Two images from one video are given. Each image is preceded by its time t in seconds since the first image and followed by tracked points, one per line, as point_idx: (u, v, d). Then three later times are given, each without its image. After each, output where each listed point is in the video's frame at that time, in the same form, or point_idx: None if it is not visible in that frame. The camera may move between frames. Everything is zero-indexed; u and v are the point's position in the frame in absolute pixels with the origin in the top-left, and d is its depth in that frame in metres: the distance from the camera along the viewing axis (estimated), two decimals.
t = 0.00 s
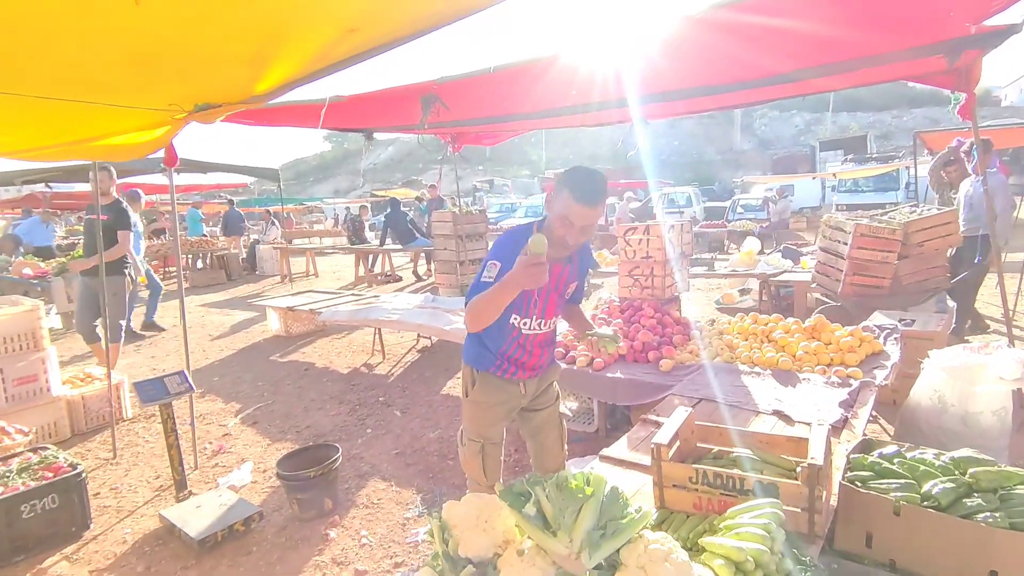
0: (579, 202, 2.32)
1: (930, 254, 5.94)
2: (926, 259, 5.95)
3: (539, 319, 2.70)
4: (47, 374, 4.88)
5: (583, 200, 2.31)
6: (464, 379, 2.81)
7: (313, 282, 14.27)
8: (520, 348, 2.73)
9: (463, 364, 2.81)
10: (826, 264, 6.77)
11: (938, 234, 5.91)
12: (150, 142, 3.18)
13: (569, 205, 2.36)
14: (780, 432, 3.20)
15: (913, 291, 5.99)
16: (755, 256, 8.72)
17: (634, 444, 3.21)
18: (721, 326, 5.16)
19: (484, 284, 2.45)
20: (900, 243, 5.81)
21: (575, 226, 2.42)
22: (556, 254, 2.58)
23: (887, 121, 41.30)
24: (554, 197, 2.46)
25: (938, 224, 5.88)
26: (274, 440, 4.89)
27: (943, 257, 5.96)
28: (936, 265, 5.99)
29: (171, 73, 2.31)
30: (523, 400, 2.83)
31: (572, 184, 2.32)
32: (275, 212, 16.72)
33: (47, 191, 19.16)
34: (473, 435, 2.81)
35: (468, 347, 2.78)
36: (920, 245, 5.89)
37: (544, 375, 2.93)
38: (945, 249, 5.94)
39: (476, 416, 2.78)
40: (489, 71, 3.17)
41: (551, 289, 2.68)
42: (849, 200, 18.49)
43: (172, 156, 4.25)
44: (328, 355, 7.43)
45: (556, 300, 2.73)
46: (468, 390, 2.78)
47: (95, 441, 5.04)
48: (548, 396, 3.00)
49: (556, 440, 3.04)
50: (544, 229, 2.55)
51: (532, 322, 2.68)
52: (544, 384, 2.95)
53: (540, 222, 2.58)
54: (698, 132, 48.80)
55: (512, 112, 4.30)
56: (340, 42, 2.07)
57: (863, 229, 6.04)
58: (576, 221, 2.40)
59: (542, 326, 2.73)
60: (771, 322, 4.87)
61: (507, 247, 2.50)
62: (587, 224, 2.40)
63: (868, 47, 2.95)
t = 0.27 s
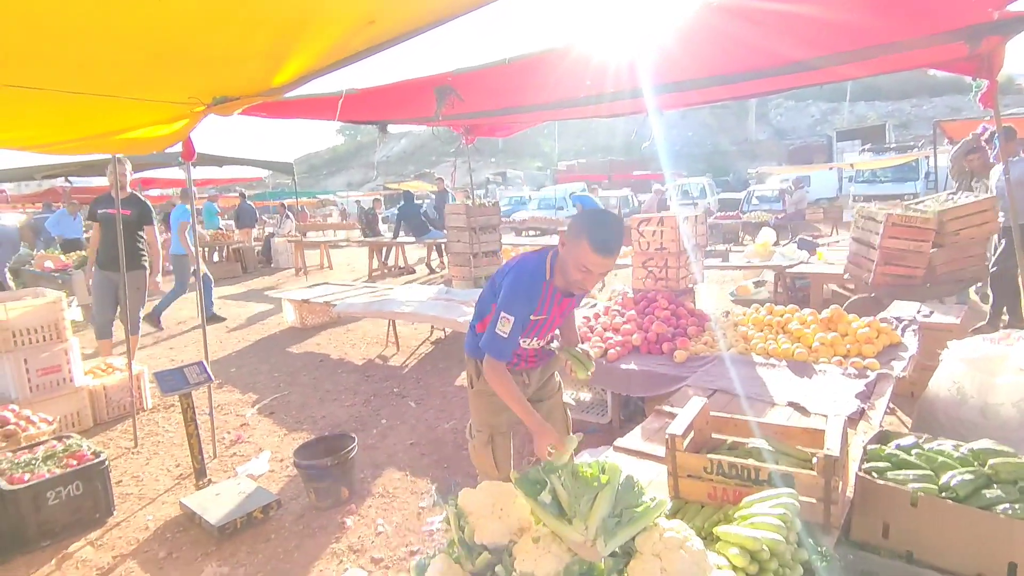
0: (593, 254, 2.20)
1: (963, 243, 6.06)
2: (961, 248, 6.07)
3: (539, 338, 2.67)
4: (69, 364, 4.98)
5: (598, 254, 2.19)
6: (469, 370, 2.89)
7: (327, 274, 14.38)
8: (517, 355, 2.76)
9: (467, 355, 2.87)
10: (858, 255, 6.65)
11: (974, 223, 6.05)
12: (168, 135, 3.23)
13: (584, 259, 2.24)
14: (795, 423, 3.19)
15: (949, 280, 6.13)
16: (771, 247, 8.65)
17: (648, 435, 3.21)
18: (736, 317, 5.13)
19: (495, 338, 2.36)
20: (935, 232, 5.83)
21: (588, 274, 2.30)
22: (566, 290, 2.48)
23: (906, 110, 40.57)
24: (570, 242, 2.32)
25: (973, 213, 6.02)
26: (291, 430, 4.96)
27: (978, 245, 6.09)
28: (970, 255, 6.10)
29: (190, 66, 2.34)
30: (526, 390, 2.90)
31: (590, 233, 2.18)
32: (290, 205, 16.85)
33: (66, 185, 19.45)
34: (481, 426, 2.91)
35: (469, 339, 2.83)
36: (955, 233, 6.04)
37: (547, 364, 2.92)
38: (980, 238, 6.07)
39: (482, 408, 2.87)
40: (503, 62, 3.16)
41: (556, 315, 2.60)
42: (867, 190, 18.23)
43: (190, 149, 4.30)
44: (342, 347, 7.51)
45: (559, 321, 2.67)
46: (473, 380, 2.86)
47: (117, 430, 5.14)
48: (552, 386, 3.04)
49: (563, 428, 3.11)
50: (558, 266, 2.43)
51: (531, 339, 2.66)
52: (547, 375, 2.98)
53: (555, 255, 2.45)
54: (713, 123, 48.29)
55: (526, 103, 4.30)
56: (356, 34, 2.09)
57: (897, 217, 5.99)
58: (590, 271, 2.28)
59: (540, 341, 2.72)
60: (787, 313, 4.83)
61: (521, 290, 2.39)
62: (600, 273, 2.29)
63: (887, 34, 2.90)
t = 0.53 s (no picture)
0: (602, 275, 2.19)
1: (985, 227, 6.00)
2: (982, 233, 6.00)
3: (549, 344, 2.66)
4: (84, 357, 5.05)
5: (606, 276, 2.19)
6: (474, 364, 2.89)
7: (338, 268, 14.44)
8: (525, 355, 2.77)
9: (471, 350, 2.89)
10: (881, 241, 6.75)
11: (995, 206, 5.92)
12: (175, 128, 3.23)
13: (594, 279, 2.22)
14: (806, 415, 3.15)
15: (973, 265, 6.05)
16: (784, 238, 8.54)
17: (657, 426, 3.19)
18: (748, 309, 5.07)
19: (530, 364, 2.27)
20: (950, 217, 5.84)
21: (596, 296, 2.30)
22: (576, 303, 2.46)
23: (924, 98, 39.83)
24: (580, 260, 2.29)
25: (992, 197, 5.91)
26: (302, 422, 4.99)
27: (1003, 231, 5.95)
28: (995, 240, 6.00)
29: (192, 56, 2.33)
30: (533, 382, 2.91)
31: (598, 256, 2.17)
32: (301, 199, 16.93)
33: (81, 181, 19.68)
34: (490, 420, 2.92)
35: (474, 334, 2.85)
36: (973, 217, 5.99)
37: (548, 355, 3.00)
38: (1004, 222, 5.95)
39: (489, 401, 2.87)
40: (509, 51, 3.14)
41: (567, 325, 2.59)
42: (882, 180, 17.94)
43: (199, 143, 4.31)
44: (353, 340, 7.54)
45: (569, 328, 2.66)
46: (481, 375, 2.86)
47: (131, 422, 5.21)
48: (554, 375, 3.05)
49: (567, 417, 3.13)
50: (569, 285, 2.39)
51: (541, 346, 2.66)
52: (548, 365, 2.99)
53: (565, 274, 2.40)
54: (726, 113, 47.75)
55: (533, 93, 4.26)
56: (356, 20, 2.06)
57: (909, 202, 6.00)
58: (599, 292, 2.27)
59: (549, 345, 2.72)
60: (800, 304, 4.77)
61: (539, 312, 2.35)
62: (608, 295, 2.28)
63: (903, 18, 2.83)
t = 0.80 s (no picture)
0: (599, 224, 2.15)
1: (987, 216, 5.77)
2: (984, 222, 5.76)
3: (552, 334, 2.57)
4: (90, 355, 5.06)
5: (599, 228, 2.16)
6: (475, 363, 2.83)
7: (345, 263, 14.45)
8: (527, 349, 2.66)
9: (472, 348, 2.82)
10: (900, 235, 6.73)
11: (995, 194, 5.73)
12: (172, 124, 3.21)
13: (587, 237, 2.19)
14: (813, 413, 3.08)
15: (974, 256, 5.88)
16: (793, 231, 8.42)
17: (661, 424, 3.14)
18: (756, 303, 4.99)
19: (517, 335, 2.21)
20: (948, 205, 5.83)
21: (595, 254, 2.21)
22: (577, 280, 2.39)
23: (938, 87, 39.19)
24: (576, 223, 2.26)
25: (991, 184, 5.73)
26: (306, 419, 4.98)
27: (1006, 218, 5.66)
28: (1001, 229, 5.69)
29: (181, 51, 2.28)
30: (534, 381, 2.85)
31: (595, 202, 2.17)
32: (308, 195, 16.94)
33: (91, 178, 19.81)
34: (491, 420, 2.87)
35: (475, 331, 2.77)
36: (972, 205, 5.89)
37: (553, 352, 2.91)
38: (1005, 210, 5.68)
39: (490, 400, 2.82)
40: (507, 41, 3.08)
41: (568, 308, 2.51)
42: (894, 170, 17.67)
43: (199, 139, 4.28)
44: (358, 336, 7.52)
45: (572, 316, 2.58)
46: (480, 374, 2.81)
47: (137, 419, 5.22)
48: (558, 374, 2.98)
49: (570, 418, 3.05)
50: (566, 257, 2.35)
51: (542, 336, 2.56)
52: (551, 364, 2.93)
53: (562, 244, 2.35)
54: (735, 104, 47.26)
55: (535, 85, 4.19)
56: (342, 11, 1.99)
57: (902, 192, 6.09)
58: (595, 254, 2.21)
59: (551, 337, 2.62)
60: (808, 299, 4.68)
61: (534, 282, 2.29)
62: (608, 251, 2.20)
63: (914, 5, 2.74)
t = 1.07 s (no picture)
0: (582, 186, 2.23)
1: (974, 208, 5.65)
2: (970, 214, 5.64)
3: (542, 316, 2.61)
4: (88, 351, 5.05)
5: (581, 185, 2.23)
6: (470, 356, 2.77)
7: (349, 258, 14.42)
8: (521, 334, 2.67)
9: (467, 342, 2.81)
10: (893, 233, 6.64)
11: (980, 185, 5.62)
12: (160, 117, 3.16)
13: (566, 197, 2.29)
14: (814, 410, 3.02)
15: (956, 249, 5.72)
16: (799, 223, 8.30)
17: (658, 421, 3.08)
18: (758, 297, 4.91)
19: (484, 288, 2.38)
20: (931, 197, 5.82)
21: (580, 213, 2.28)
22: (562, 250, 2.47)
23: (949, 77, 38.65)
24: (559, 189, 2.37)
25: (979, 176, 5.62)
26: (303, 415, 4.95)
27: (992, 210, 5.52)
28: (987, 222, 5.55)
29: (156, 43, 2.22)
30: (527, 378, 2.78)
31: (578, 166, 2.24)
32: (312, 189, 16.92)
33: (97, 173, 19.86)
34: (483, 417, 2.80)
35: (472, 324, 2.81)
36: (957, 198, 5.78)
37: (549, 349, 2.83)
38: (991, 202, 5.55)
39: (482, 396, 2.75)
40: (497, 30, 3.01)
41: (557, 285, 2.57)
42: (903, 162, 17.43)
43: (193, 135, 4.24)
44: (359, 331, 7.48)
45: (563, 297, 2.62)
46: (472, 368, 2.74)
47: (136, 415, 5.22)
48: (555, 373, 2.90)
49: (569, 419, 2.96)
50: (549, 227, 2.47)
51: (533, 318, 2.59)
52: (549, 362, 2.85)
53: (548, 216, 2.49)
54: (743, 95, 46.80)
55: (531, 77, 4.12)
56: None
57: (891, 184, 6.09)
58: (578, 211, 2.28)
59: (544, 322, 2.65)
60: (812, 293, 4.60)
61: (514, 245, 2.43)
62: (592, 211, 2.27)
63: None
